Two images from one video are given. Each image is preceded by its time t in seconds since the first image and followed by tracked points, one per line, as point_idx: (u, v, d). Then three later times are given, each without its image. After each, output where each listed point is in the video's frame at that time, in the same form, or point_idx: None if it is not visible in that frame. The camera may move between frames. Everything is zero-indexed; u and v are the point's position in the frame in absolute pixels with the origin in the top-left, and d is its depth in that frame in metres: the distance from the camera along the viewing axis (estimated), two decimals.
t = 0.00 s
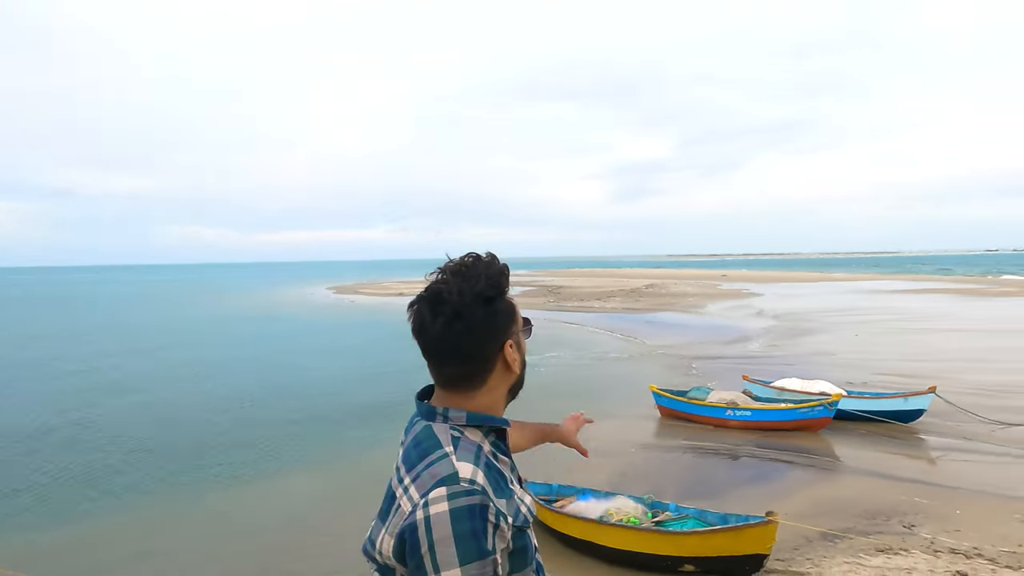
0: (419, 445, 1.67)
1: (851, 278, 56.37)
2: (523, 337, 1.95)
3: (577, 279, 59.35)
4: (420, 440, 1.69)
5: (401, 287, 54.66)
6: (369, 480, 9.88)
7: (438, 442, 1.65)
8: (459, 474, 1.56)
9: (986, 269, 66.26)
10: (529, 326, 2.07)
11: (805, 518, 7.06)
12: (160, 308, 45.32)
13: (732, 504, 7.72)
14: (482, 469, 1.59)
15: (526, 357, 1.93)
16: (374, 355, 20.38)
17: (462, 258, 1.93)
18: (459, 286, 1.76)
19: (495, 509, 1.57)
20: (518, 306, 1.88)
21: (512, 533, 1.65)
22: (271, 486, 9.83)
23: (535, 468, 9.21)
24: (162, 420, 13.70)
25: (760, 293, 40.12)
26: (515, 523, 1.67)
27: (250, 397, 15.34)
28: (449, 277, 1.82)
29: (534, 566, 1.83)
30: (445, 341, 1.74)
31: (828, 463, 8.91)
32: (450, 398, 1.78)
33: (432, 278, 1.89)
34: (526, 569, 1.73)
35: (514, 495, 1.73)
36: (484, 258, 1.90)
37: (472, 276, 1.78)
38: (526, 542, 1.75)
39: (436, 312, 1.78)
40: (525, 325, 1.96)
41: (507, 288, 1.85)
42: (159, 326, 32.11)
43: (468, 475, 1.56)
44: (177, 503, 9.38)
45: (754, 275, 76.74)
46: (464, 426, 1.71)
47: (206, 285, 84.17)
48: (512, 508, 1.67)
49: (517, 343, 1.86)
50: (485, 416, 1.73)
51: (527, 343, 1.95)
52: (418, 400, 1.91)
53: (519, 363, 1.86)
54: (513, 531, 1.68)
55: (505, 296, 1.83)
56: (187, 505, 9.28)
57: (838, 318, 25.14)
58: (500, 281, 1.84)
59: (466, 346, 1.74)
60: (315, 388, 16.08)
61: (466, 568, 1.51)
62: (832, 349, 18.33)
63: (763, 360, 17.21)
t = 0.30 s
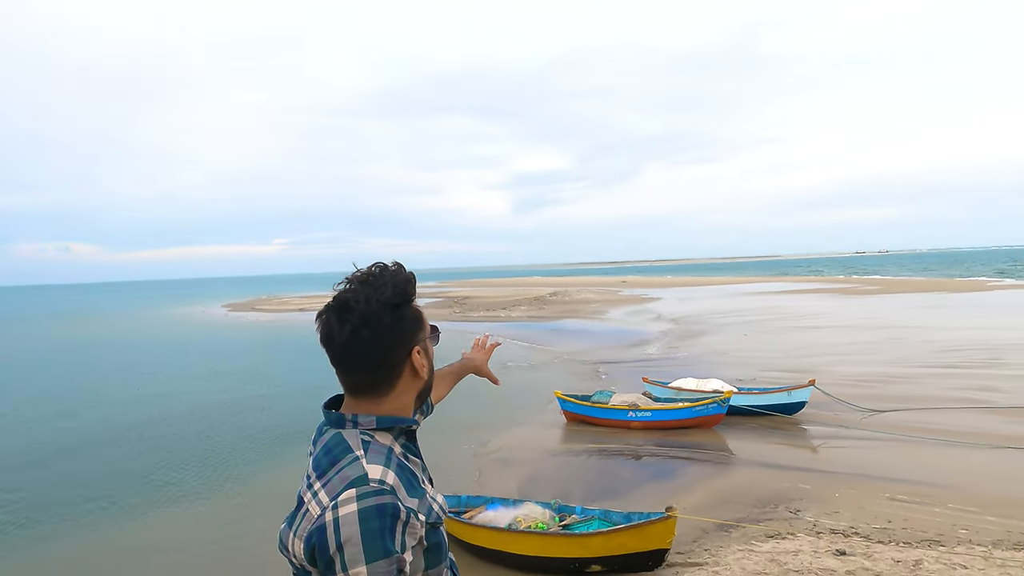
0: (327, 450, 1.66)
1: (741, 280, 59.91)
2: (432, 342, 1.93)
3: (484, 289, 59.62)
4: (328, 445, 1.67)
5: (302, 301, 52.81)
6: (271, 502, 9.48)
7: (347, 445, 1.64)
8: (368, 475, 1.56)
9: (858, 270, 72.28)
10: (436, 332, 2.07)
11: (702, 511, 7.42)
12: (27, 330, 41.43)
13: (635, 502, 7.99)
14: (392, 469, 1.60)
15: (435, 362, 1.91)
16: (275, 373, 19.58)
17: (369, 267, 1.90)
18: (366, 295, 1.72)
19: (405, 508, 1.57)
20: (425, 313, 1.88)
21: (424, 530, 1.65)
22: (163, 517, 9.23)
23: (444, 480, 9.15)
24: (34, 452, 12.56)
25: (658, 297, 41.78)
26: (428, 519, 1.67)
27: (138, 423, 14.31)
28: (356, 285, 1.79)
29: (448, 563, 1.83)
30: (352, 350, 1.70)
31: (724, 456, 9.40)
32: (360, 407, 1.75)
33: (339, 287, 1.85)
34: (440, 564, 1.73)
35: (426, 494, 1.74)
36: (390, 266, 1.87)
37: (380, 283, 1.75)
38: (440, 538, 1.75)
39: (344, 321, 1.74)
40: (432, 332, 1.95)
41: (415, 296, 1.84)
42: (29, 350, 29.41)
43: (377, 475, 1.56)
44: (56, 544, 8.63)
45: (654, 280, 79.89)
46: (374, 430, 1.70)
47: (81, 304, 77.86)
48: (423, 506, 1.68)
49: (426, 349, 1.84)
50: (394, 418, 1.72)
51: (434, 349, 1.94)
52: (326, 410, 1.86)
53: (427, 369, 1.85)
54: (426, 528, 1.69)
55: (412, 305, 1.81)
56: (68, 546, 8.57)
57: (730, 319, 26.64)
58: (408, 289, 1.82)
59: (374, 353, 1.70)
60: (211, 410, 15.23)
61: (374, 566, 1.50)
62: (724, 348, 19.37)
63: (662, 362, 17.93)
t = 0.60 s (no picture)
0: (291, 450, 1.63)
1: (693, 282, 61.27)
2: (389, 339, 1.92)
3: (441, 295, 59.42)
4: (291, 443, 1.64)
5: (253, 311, 51.76)
6: (224, 515, 9.27)
7: (311, 444, 1.61)
8: (336, 473, 1.54)
9: (804, 270, 74.65)
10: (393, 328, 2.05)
11: (657, 509, 7.55)
12: None
13: (593, 502, 8.07)
14: (358, 466, 1.58)
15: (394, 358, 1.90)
16: (225, 384, 19.13)
17: (325, 265, 1.87)
18: (324, 294, 1.70)
19: (372, 504, 1.56)
20: (382, 311, 1.86)
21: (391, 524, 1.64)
22: (109, 534, 8.92)
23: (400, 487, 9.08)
24: None
25: (613, 300, 42.31)
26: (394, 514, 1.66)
27: (80, 439, 13.77)
28: (313, 284, 1.76)
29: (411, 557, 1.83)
30: (311, 350, 1.69)
31: (678, 454, 9.58)
32: (321, 405, 1.73)
33: (296, 285, 1.82)
34: (405, 557, 1.73)
35: (390, 489, 1.72)
36: (347, 264, 1.85)
37: (338, 282, 1.74)
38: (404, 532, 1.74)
39: (302, 321, 1.71)
40: (389, 328, 1.94)
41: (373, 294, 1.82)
42: None
43: (344, 472, 1.54)
44: None
45: (609, 282, 80.92)
46: (337, 427, 1.68)
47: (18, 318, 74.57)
48: (389, 502, 1.67)
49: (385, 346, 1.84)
50: (356, 415, 1.71)
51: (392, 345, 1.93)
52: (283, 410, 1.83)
53: (386, 366, 1.84)
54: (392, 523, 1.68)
55: (370, 303, 1.80)
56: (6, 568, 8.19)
57: (682, 320, 27.17)
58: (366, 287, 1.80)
59: (333, 353, 1.69)
60: (159, 424, 14.77)
61: (341, 563, 1.49)
62: (677, 349, 19.74)
63: (617, 364, 18.16)
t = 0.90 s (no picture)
0: (268, 454, 1.60)
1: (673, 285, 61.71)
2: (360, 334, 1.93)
3: (421, 299, 59.33)
4: (267, 448, 1.61)
5: (229, 317, 51.22)
6: (199, 521, 9.16)
7: (290, 446, 1.59)
8: (321, 474, 1.51)
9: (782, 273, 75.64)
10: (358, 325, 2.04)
11: (636, 510, 7.59)
12: None
13: (572, 504, 8.10)
14: (342, 466, 1.55)
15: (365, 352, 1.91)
16: (200, 390, 18.90)
17: (293, 256, 1.86)
18: (300, 287, 1.69)
19: (357, 505, 1.54)
20: (354, 305, 1.87)
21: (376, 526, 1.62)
22: (81, 542, 8.76)
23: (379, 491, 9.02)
24: None
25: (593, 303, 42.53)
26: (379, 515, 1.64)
27: (51, 446, 13.51)
28: (284, 277, 1.74)
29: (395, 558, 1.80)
30: (288, 345, 1.68)
31: (656, 456, 9.65)
32: (295, 404, 1.72)
33: (263, 278, 1.80)
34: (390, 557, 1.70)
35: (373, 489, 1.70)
36: (318, 255, 1.84)
37: (314, 275, 1.73)
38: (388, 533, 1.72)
39: (277, 316, 1.69)
40: (358, 323, 1.94)
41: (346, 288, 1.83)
42: None
43: (329, 473, 1.52)
44: None
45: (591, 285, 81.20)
46: (313, 427, 1.66)
47: None
48: (374, 501, 1.65)
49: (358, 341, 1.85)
50: (333, 413, 1.69)
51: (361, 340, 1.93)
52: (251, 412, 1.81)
53: (358, 361, 1.85)
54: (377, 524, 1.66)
55: (343, 297, 1.80)
56: None
57: (660, 323, 27.38)
58: (340, 280, 1.81)
59: (309, 348, 1.69)
60: (134, 429, 14.57)
61: (327, 567, 1.46)
62: (656, 351, 19.89)
63: (597, 367, 18.26)
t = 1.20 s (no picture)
0: (256, 457, 1.57)
1: (652, 286, 62.35)
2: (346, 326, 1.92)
3: (401, 301, 59.09)
4: (253, 450, 1.58)
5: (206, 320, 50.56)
6: (177, 526, 9.04)
7: (279, 447, 1.56)
8: (315, 475, 1.48)
9: (759, 274, 76.56)
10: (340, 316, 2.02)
11: (618, 509, 7.62)
12: None
13: (554, 504, 8.11)
14: (337, 467, 1.52)
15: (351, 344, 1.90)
16: (177, 394, 18.66)
17: (273, 243, 1.83)
18: (281, 276, 1.67)
19: (353, 506, 1.51)
20: (338, 295, 1.85)
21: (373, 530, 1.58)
22: (55, 549, 8.60)
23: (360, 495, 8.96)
24: None
25: (573, 305, 42.67)
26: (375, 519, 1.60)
27: (23, 452, 13.23)
28: (265, 266, 1.72)
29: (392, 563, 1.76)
30: (271, 337, 1.66)
31: (637, 456, 9.71)
32: (280, 401, 1.70)
33: (243, 267, 1.77)
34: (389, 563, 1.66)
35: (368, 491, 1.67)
36: (299, 243, 1.83)
37: (298, 263, 1.72)
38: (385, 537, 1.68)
39: (259, 308, 1.67)
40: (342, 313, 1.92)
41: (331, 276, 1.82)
42: None
43: (324, 474, 1.49)
44: None
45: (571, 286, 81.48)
46: (302, 425, 1.63)
47: None
48: (369, 502, 1.62)
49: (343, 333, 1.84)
50: (321, 410, 1.68)
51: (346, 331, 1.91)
52: (232, 412, 1.78)
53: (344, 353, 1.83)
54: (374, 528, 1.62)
55: (326, 287, 1.78)
56: None
57: (640, 324, 27.58)
58: (325, 268, 1.80)
59: (295, 340, 1.67)
60: (109, 434, 14.33)
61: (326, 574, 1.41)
62: (636, 352, 20.02)
63: (577, 368, 18.33)
